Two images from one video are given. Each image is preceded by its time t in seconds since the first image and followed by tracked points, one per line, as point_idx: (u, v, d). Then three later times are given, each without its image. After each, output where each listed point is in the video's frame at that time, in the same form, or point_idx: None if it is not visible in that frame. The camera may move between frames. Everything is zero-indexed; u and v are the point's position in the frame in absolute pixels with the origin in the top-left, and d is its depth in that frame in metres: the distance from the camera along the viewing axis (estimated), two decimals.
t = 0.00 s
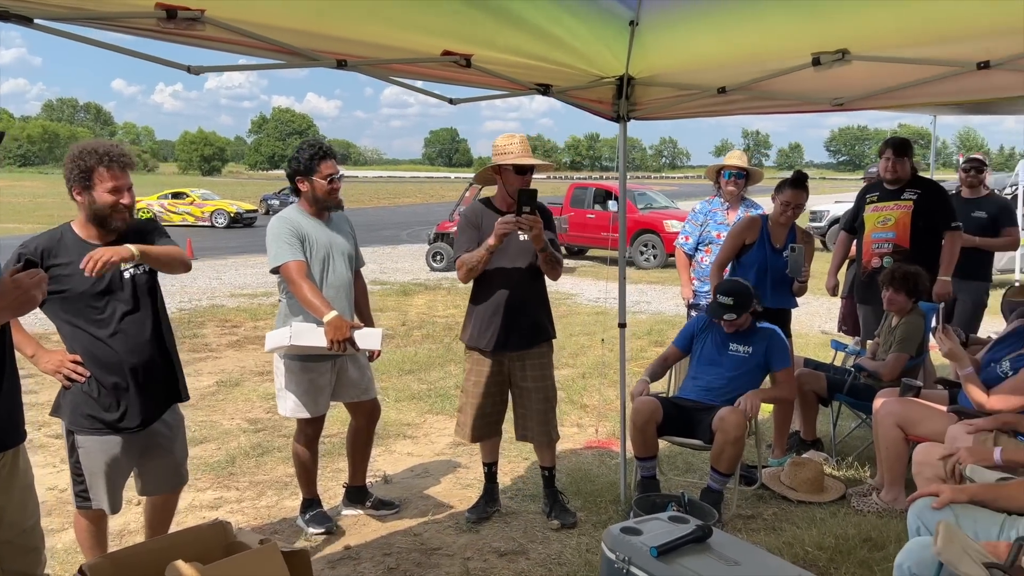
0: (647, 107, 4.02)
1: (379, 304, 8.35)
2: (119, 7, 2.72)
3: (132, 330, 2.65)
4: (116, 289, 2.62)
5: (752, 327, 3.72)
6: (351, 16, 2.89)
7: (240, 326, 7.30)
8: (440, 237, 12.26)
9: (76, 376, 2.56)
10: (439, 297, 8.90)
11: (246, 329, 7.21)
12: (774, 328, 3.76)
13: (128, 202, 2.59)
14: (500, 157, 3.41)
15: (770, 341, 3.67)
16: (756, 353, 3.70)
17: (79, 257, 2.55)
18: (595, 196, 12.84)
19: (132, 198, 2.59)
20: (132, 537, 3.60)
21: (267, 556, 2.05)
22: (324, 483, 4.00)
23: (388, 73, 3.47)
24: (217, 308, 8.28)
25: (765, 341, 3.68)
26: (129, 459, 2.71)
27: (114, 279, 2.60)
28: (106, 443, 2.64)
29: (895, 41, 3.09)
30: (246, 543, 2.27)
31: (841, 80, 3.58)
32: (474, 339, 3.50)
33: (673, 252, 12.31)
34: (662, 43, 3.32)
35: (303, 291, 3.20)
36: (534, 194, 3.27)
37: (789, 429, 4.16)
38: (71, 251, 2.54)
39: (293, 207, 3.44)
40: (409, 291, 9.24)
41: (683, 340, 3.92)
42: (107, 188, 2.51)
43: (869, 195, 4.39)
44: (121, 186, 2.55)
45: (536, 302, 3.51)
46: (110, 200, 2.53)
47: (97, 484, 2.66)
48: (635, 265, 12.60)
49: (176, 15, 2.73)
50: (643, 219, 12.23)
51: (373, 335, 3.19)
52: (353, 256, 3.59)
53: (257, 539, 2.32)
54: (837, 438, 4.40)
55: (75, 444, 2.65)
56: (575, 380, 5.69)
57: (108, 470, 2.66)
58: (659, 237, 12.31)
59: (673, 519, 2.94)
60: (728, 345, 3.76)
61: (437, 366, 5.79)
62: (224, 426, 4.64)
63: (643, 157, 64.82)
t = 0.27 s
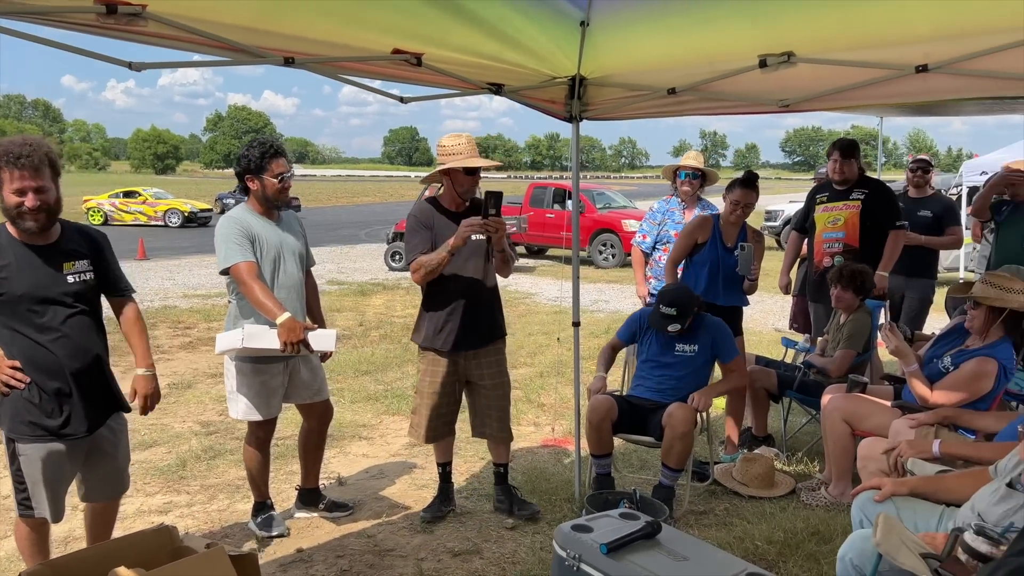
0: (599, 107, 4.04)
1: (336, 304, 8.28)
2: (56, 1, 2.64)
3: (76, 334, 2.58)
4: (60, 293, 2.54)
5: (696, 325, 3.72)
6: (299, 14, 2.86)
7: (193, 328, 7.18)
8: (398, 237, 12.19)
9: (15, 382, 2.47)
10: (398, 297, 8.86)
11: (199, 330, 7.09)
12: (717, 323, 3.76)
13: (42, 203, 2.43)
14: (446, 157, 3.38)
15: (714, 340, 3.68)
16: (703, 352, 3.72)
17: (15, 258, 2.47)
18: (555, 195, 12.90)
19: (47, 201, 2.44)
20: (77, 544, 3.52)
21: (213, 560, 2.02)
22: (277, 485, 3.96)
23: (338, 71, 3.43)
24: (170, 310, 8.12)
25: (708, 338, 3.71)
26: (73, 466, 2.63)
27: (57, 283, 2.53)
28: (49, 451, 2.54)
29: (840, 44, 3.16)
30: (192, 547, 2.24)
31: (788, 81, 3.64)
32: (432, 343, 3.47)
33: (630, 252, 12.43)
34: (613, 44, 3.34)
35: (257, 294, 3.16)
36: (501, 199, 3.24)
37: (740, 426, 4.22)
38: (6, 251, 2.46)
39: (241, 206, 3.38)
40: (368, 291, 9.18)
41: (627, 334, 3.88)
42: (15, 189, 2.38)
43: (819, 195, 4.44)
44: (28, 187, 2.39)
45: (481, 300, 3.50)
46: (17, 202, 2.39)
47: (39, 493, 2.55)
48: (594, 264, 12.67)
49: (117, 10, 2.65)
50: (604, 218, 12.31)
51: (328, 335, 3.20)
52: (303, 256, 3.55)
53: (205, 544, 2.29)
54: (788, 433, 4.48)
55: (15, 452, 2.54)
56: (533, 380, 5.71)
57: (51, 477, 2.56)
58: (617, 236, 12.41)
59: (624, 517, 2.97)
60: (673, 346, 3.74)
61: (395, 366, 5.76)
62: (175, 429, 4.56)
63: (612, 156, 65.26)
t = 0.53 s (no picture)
0: (585, 108, 4.05)
1: (321, 304, 8.24)
2: None
3: (61, 335, 2.56)
4: (44, 292, 2.53)
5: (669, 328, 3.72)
6: (283, 12, 2.85)
7: (176, 328, 7.12)
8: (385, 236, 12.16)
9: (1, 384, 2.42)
10: (383, 297, 8.84)
11: (182, 330, 7.03)
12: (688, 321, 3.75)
13: (47, 204, 2.47)
14: (440, 156, 3.38)
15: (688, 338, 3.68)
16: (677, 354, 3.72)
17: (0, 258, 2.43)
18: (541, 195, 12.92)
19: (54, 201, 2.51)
20: (58, 546, 3.49)
21: (197, 560, 2.01)
22: (261, 486, 3.94)
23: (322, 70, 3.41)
24: (153, 310, 8.05)
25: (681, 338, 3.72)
26: (56, 466, 2.59)
27: (42, 282, 2.52)
28: (35, 452, 2.50)
29: (824, 46, 3.18)
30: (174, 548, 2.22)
31: (772, 82, 3.67)
32: (421, 342, 3.45)
33: (616, 252, 12.47)
34: (598, 44, 3.35)
35: (240, 295, 3.14)
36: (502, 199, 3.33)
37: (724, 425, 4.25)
38: None
39: (224, 206, 3.36)
40: (352, 291, 9.15)
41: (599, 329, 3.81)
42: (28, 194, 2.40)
43: (803, 196, 4.49)
44: (42, 189, 2.44)
45: (472, 301, 3.52)
46: (34, 205, 2.42)
47: (22, 496, 2.50)
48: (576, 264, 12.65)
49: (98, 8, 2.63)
50: (589, 218, 12.35)
51: (312, 336, 3.17)
52: (288, 256, 3.54)
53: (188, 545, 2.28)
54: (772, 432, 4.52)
55: None
56: (519, 379, 5.71)
57: (35, 477, 2.52)
58: (604, 236, 12.45)
59: (608, 516, 2.98)
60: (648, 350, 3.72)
61: (379, 367, 5.75)
62: (158, 430, 4.52)
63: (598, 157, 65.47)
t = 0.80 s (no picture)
0: (603, 109, 4.05)
1: (337, 304, 8.28)
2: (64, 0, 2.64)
3: (92, 331, 2.61)
4: (74, 290, 2.56)
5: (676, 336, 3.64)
6: (305, 14, 2.87)
7: (194, 327, 7.17)
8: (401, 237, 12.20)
9: (37, 382, 2.46)
10: (399, 297, 8.86)
11: (200, 330, 7.08)
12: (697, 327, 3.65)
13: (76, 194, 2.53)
14: (472, 156, 3.41)
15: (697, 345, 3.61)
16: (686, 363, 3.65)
17: (30, 257, 2.45)
18: (555, 196, 12.92)
19: (81, 191, 2.55)
20: (80, 542, 3.52)
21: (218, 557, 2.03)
22: (278, 485, 3.97)
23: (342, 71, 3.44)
24: (171, 309, 8.11)
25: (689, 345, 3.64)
26: (89, 461, 2.63)
27: (71, 280, 2.55)
28: (70, 448, 2.54)
29: (844, 47, 3.17)
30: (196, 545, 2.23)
31: (792, 83, 3.66)
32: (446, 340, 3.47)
33: (632, 254, 12.43)
34: (617, 46, 3.35)
35: (261, 294, 3.16)
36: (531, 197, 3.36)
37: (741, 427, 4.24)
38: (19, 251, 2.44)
39: (245, 206, 3.39)
40: (368, 292, 9.18)
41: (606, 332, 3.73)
42: (60, 185, 2.45)
43: (824, 198, 4.47)
44: (67, 180, 2.49)
45: (499, 302, 3.56)
46: (66, 196, 2.47)
47: (56, 490, 2.54)
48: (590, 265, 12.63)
49: (124, 10, 2.66)
50: (603, 219, 12.33)
51: (330, 335, 3.15)
52: (308, 256, 3.56)
53: (208, 543, 2.29)
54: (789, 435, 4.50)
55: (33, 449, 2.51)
56: (534, 380, 5.72)
57: (70, 472, 2.55)
58: (619, 237, 12.43)
59: (626, 518, 2.97)
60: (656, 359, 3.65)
61: (395, 366, 5.76)
62: (177, 428, 4.55)
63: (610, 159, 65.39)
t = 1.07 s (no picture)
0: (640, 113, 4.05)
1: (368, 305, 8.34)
2: (117, 7, 2.70)
3: (136, 332, 2.64)
4: (118, 292, 2.59)
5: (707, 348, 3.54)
6: (349, 19, 2.89)
7: (228, 327, 7.26)
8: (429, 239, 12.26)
9: (82, 380, 2.51)
10: (429, 299, 8.90)
11: (234, 329, 7.17)
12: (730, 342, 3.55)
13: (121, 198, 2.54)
14: (513, 160, 3.43)
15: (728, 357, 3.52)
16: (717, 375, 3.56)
17: (76, 261, 2.48)
18: (585, 199, 12.91)
19: (125, 195, 2.55)
20: (120, 538, 3.57)
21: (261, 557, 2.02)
22: (314, 484, 4.00)
23: (383, 75, 3.47)
24: (205, 308, 8.22)
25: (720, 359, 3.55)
26: (133, 456, 2.66)
27: (115, 283, 2.58)
28: (113, 443, 2.57)
29: (888, 51, 3.13)
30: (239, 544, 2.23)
31: (832, 86, 3.63)
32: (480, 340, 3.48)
33: (662, 257, 12.37)
34: (656, 50, 3.34)
35: (298, 297, 3.18)
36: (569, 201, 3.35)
37: (777, 434, 4.21)
38: (67, 255, 2.47)
39: (287, 208, 3.43)
40: (399, 293, 9.23)
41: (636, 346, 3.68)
42: (103, 190, 2.46)
43: (863, 202, 4.43)
44: (111, 184, 2.49)
45: (536, 302, 3.54)
46: (109, 199, 2.48)
47: (102, 485, 2.58)
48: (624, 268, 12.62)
49: (174, 16, 2.71)
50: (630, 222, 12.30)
51: (363, 339, 3.13)
52: (348, 259, 3.58)
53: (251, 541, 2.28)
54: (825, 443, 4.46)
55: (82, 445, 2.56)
56: (566, 384, 5.72)
57: (113, 467, 2.59)
58: (650, 241, 12.39)
59: (664, 523, 2.92)
60: (686, 372, 3.56)
61: (427, 368, 5.78)
62: (213, 426, 4.61)
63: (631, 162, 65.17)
